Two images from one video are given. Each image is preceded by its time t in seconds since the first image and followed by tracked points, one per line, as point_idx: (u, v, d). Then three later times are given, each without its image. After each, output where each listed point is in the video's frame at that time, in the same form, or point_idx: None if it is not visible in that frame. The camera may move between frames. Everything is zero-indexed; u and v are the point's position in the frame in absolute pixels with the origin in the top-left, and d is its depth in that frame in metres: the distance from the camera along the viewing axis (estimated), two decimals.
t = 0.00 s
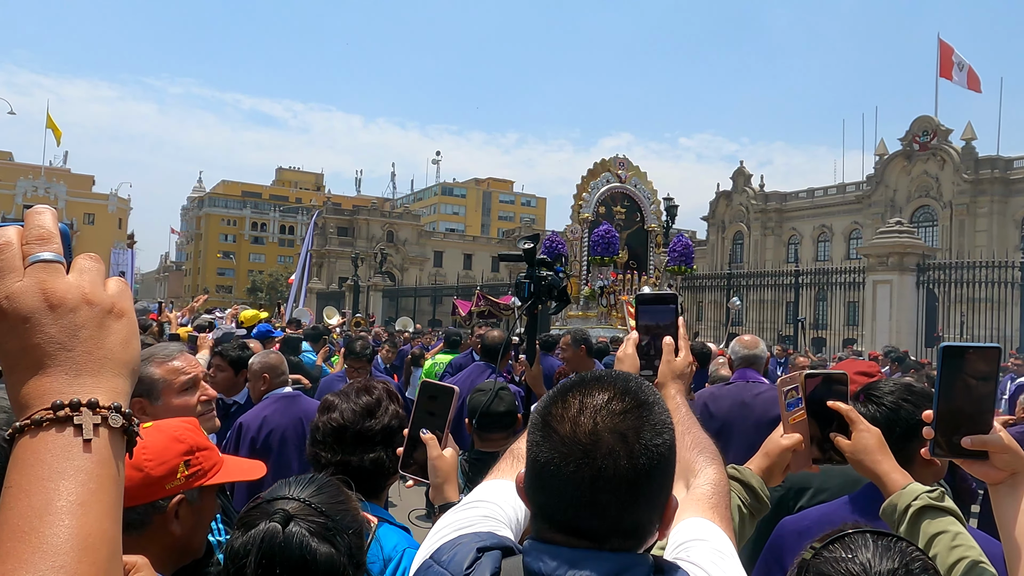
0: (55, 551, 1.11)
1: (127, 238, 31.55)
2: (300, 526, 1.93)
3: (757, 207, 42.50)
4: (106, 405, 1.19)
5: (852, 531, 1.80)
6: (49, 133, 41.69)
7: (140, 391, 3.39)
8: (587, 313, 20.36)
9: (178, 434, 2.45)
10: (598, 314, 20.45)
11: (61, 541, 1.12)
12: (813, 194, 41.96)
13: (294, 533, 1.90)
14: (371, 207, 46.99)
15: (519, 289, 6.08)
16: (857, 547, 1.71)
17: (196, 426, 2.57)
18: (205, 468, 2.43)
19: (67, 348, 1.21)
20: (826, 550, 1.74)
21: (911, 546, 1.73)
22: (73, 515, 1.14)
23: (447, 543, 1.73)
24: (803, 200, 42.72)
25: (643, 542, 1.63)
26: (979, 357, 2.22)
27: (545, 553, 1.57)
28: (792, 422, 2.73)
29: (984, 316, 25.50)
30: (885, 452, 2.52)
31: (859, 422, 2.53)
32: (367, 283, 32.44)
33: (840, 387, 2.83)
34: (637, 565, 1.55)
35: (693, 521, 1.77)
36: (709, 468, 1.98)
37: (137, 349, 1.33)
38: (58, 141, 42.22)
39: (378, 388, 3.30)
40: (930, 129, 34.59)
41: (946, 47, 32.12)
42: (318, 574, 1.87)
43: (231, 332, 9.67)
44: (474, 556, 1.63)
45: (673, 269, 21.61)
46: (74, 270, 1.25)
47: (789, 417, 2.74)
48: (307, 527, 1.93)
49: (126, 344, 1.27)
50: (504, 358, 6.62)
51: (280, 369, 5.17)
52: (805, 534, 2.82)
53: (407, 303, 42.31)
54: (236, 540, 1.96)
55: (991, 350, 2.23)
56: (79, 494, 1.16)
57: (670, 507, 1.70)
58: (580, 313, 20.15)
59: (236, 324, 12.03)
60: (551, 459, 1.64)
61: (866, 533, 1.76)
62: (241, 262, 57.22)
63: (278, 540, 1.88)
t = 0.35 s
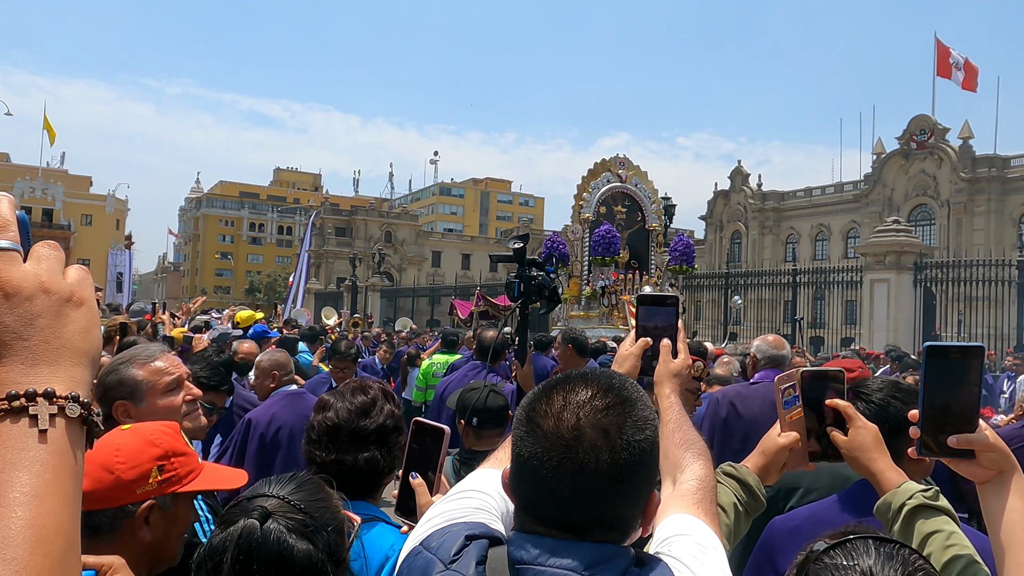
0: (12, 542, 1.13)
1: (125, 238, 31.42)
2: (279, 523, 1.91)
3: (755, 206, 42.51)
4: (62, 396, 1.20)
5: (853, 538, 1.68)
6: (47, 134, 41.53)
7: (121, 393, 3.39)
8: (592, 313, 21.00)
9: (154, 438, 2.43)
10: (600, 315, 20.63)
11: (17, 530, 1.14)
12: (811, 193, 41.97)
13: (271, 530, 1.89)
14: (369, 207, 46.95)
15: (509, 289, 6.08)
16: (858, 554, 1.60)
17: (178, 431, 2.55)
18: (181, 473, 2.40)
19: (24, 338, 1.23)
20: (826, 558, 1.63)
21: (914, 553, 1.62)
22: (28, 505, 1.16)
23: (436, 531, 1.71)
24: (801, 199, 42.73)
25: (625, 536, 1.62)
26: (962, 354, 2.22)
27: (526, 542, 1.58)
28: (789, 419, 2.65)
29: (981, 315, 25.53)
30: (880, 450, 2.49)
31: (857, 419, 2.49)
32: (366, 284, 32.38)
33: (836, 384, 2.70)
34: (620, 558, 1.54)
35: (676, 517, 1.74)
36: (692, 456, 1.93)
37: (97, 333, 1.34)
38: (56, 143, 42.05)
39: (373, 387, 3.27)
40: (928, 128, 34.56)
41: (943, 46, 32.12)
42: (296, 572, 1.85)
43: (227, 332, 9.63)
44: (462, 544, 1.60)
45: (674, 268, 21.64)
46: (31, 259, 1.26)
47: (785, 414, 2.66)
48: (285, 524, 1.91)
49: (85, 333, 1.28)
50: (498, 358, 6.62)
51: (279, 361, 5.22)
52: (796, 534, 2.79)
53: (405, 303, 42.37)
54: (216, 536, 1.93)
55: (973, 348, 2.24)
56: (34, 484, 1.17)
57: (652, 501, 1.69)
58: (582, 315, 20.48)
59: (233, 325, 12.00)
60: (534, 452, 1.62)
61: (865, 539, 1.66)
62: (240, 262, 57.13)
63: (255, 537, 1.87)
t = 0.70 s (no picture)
0: None
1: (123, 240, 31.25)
2: (266, 517, 1.89)
3: (753, 206, 42.49)
4: (7, 330, 1.52)
5: (845, 543, 1.63)
6: (45, 136, 41.32)
7: (120, 396, 3.35)
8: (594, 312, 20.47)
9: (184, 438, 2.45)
10: (605, 314, 20.41)
11: None
12: (810, 193, 41.98)
13: (258, 525, 1.86)
14: (368, 208, 46.90)
15: (505, 288, 6.03)
16: (850, 561, 1.56)
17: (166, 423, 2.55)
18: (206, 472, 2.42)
19: None
20: (817, 563, 1.59)
21: (909, 559, 1.57)
22: None
23: (437, 523, 1.69)
24: (799, 199, 42.74)
25: (626, 532, 1.59)
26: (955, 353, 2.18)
27: (527, 531, 1.56)
28: (779, 419, 2.57)
29: (979, 314, 25.55)
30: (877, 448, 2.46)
31: (852, 419, 2.46)
32: (365, 284, 32.29)
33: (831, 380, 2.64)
34: (619, 551, 1.52)
35: (677, 509, 1.71)
36: (691, 447, 1.90)
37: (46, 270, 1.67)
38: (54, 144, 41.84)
39: (370, 385, 3.24)
40: (925, 128, 34.55)
41: (942, 46, 32.11)
42: (285, 567, 1.84)
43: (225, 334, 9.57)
44: (464, 534, 1.58)
45: (678, 267, 21.60)
46: None
47: (775, 413, 2.59)
48: (272, 518, 1.89)
49: (31, 267, 1.59)
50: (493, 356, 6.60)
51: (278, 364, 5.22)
52: (794, 531, 2.77)
53: (404, 304, 42.27)
54: (202, 532, 1.91)
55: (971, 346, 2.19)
56: None
57: (654, 496, 1.66)
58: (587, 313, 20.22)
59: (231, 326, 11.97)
60: (536, 448, 1.60)
61: (857, 545, 1.60)
62: (238, 264, 57.01)
63: (242, 531, 1.84)
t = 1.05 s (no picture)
0: None
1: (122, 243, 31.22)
2: (277, 521, 1.89)
3: (752, 206, 42.52)
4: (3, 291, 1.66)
5: (838, 546, 1.61)
6: (43, 138, 41.25)
7: (169, 396, 3.49)
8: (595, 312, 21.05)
9: (180, 443, 2.46)
10: (605, 315, 20.45)
11: None
12: (808, 193, 41.99)
13: (268, 528, 1.87)
14: (366, 210, 46.88)
15: (507, 291, 6.06)
16: (842, 565, 1.55)
17: (199, 436, 2.58)
18: (207, 477, 2.43)
19: None
20: (812, 568, 1.57)
21: (902, 561, 1.56)
22: None
23: (452, 524, 1.70)
24: (797, 199, 42.76)
25: (639, 537, 1.59)
26: (959, 357, 2.19)
27: (540, 533, 1.57)
28: (777, 425, 2.52)
29: (979, 313, 25.54)
30: (878, 457, 2.44)
31: (852, 430, 2.42)
32: (364, 286, 32.28)
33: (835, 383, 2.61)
34: (631, 553, 1.53)
35: (687, 509, 1.70)
36: (699, 444, 1.90)
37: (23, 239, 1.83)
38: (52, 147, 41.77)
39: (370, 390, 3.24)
40: (923, 127, 34.57)
41: (939, 46, 32.13)
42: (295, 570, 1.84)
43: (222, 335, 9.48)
44: (480, 536, 1.59)
45: (678, 268, 21.62)
46: None
47: (772, 421, 2.54)
48: (283, 522, 1.90)
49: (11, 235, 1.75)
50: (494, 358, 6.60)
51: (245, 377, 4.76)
52: (799, 534, 2.78)
53: (403, 305, 42.25)
54: (211, 536, 1.92)
55: (969, 351, 2.19)
56: None
57: (666, 501, 1.65)
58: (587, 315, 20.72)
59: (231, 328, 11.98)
60: (550, 455, 1.60)
61: (852, 550, 1.59)
62: (237, 266, 56.93)
63: (253, 535, 1.85)
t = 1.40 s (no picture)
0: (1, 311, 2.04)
1: (120, 244, 31.19)
2: (273, 527, 1.90)
3: (750, 206, 42.56)
4: None
5: (831, 550, 1.62)
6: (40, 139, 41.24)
7: (182, 396, 3.53)
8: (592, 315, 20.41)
9: (180, 443, 2.46)
10: (603, 315, 20.37)
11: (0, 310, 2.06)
12: (805, 194, 42.03)
13: (264, 535, 1.87)
14: (364, 210, 46.88)
15: (512, 293, 6.10)
16: (833, 567, 1.55)
17: (208, 438, 2.60)
18: (207, 478, 2.42)
19: None
20: (804, 570, 1.58)
21: (893, 565, 1.57)
22: None
23: (455, 525, 1.71)
24: (795, 199, 42.78)
25: (640, 539, 1.60)
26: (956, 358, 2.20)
27: (542, 535, 1.58)
28: (777, 429, 2.51)
29: (977, 313, 25.55)
30: (878, 459, 2.44)
31: (853, 432, 2.40)
32: (362, 287, 32.24)
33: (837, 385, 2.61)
34: (633, 556, 1.54)
35: (687, 511, 1.71)
36: (700, 446, 1.91)
37: None
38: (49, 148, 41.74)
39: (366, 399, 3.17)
40: (921, 128, 34.62)
41: (936, 45, 32.20)
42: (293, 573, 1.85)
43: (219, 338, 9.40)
44: (482, 537, 1.60)
45: (675, 268, 21.63)
46: None
47: (772, 423, 2.51)
48: (280, 528, 1.90)
49: None
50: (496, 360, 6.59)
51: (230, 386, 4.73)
52: (801, 534, 2.80)
53: (401, 305, 42.24)
54: (208, 541, 1.91)
55: (965, 355, 2.20)
56: None
57: (667, 505, 1.66)
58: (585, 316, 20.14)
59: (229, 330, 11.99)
60: (551, 461, 1.60)
61: (844, 553, 1.59)
62: (235, 267, 56.86)
63: (250, 542, 1.85)
